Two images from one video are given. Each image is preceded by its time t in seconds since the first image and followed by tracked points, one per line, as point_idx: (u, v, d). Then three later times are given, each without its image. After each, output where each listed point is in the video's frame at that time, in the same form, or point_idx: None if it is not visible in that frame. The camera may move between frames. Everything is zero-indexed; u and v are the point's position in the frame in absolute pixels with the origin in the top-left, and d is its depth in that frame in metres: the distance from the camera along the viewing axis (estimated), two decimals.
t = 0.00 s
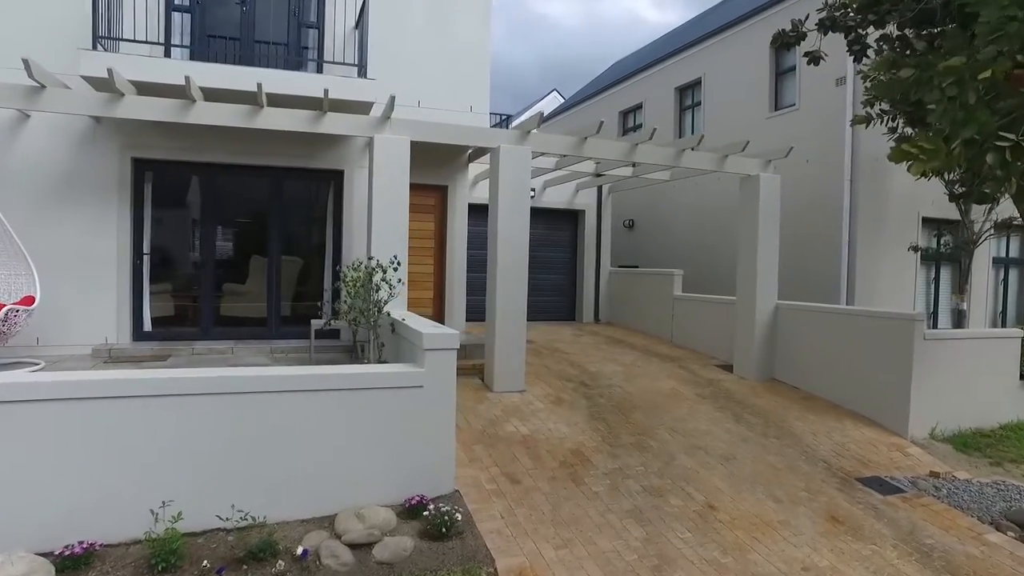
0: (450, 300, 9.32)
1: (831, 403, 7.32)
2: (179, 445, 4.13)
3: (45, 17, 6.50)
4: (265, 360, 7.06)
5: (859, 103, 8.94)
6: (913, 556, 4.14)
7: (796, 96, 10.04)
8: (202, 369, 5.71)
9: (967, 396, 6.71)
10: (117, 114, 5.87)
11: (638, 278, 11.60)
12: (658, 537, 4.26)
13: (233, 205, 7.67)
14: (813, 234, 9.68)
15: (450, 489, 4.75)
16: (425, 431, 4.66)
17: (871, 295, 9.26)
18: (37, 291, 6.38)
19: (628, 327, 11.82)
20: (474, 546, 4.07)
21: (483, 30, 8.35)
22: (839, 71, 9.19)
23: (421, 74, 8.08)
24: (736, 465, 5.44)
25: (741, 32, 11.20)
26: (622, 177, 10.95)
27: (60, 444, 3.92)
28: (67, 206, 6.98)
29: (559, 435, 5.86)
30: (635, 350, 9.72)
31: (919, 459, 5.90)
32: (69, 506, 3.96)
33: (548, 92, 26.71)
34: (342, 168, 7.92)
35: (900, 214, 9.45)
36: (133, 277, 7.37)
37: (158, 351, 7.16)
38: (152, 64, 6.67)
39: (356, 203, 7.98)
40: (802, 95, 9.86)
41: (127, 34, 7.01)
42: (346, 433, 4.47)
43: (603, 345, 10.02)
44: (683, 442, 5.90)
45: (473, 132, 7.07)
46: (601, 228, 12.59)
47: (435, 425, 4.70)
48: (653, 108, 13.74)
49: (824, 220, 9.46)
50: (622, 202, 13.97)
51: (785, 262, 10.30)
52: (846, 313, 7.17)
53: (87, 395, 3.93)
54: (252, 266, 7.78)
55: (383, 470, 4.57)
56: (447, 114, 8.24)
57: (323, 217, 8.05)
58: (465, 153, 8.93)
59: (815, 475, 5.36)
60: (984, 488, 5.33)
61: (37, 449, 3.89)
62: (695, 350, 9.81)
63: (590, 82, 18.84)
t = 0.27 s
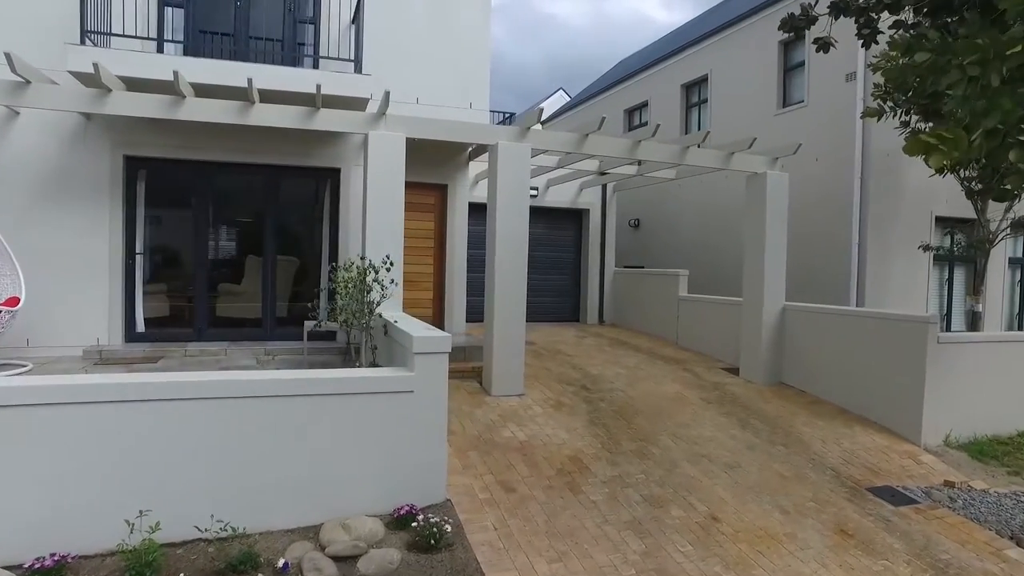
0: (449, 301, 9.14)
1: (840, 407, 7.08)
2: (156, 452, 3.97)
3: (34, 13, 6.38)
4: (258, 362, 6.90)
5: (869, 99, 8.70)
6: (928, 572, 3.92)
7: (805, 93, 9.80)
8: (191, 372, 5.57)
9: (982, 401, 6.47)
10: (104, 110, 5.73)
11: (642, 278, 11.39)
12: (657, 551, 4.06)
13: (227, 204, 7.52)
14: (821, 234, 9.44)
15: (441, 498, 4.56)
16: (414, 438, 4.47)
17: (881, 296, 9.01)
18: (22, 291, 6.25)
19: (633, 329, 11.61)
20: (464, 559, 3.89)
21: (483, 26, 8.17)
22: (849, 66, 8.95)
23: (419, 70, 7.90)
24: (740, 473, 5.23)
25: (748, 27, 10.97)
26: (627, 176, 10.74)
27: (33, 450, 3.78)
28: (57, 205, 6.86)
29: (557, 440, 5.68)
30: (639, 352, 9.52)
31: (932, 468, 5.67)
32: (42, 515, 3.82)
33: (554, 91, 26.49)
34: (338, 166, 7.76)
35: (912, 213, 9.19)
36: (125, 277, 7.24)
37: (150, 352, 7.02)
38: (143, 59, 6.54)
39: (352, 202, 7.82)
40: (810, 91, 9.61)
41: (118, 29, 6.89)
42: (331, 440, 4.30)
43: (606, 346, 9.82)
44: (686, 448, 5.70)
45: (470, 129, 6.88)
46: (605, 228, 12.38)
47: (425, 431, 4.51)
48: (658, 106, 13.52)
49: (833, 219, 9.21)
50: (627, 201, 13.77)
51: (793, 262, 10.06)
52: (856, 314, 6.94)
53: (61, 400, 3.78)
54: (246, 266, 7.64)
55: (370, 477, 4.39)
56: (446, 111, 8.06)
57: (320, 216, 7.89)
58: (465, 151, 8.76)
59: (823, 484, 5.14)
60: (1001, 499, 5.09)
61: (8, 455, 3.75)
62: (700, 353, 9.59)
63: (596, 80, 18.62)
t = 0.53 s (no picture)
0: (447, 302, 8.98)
1: (846, 411, 6.88)
2: (132, 460, 3.82)
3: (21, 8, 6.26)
4: (248, 365, 6.75)
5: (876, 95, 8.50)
6: None
7: (811, 89, 9.60)
8: (178, 376, 5.43)
9: (994, 406, 6.26)
10: (88, 107, 5.60)
11: (645, 279, 11.20)
12: (654, 564, 3.88)
13: (219, 203, 7.39)
14: (827, 233, 9.24)
15: (430, 507, 4.40)
16: (402, 444, 4.31)
17: (889, 297, 8.80)
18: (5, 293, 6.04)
19: (635, 330, 11.42)
20: (451, 572, 3.72)
21: (481, 21, 8.00)
22: (856, 61, 8.75)
23: (415, 66, 7.73)
24: (742, 481, 5.05)
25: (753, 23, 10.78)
26: (629, 174, 10.56)
27: (3, 458, 3.63)
28: (46, 204, 6.74)
29: (553, 446, 5.51)
30: (641, 354, 9.34)
31: (942, 475, 5.47)
32: (13, 525, 3.67)
33: (558, 89, 26.31)
34: (333, 164, 7.61)
35: (920, 212, 8.97)
36: (115, 278, 7.12)
37: (140, 354, 6.88)
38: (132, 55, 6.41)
39: (347, 201, 7.67)
40: (816, 88, 9.41)
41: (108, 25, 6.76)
42: (315, 448, 4.14)
43: (607, 348, 9.64)
44: (686, 454, 5.52)
45: (466, 126, 6.71)
46: (607, 227, 12.20)
47: (413, 437, 4.35)
48: (662, 104, 13.33)
49: (840, 218, 9.01)
50: (629, 200, 13.58)
51: (798, 262, 9.85)
52: (863, 316, 6.74)
53: (32, 406, 3.64)
54: (239, 266, 7.50)
55: (356, 485, 4.23)
56: (443, 108, 7.90)
57: (314, 215, 7.74)
58: (463, 149, 8.61)
59: (829, 493, 4.95)
60: (1015, 509, 4.89)
61: None
62: (703, 354, 9.40)
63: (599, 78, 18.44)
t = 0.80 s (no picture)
0: (441, 301, 8.76)
1: (852, 413, 6.64)
2: (92, 468, 3.59)
3: None
4: (232, 365, 6.52)
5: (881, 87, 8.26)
6: None
7: (814, 82, 9.35)
8: (154, 377, 5.21)
9: (1006, 407, 6.01)
10: (61, 97, 5.39)
11: (644, 277, 10.97)
12: None
13: (203, 198, 7.16)
14: (831, 229, 8.99)
15: (413, 516, 4.16)
16: (382, 449, 4.07)
17: (895, 295, 8.55)
18: None
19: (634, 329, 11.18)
20: None
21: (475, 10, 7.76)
22: (861, 52, 8.50)
23: (406, 57, 7.51)
24: (743, 487, 4.81)
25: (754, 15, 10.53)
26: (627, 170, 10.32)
27: None
28: (24, 199, 6.54)
29: (546, 450, 5.28)
30: (639, 354, 9.11)
31: (953, 481, 5.23)
32: None
33: (558, 86, 26.08)
34: (321, 158, 7.39)
35: (927, 207, 8.72)
36: (96, 275, 6.89)
37: (123, 354, 6.64)
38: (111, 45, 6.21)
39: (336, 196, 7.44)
40: (819, 80, 9.17)
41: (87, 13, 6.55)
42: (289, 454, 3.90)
43: (605, 348, 9.40)
44: (685, 458, 5.29)
45: (457, 118, 6.47)
46: (605, 224, 11.96)
47: (393, 443, 4.11)
48: (661, 99, 13.09)
49: (844, 214, 8.76)
50: (629, 198, 13.35)
51: (801, 259, 9.61)
52: (868, 314, 6.50)
53: None
54: (225, 263, 7.27)
55: (331, 493, 4.00)
56: (434, 101, 7.67)
57: (302, 211, 7.52)
58: (456, 143, 8.38)
59: (833, 499, 4.71)
60: None
61: None
62: (703, 354, 9.16)
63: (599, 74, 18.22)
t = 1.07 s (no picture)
0: (433, 302, 8.52)
1: (857, 419, 6.38)
2: (41, 482, 3.34)
3: None
4: (212, 369, 6.28)
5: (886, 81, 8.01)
6: None
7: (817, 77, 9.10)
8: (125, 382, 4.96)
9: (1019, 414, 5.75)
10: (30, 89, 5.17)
11: (643, 277, 10.72)
12: None
13: (186, 196, 6.94)
14: (835, 228, 8.73)
15: (390, 532, 3.91)
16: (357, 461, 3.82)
17: (901, 295, 8.29)
18: None
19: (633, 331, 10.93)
20: None
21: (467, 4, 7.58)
22: (866, 45, 8.25)
23: (395, 50, 7.31)
24: (743, 499, 4.56)
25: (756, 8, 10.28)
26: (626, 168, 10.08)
27: None
28: None
29: (536, 458, 5.03)
30: (638, 356, 8.86)
31: (965, 491, 4.97)
32: None
33: (558, 84, 25.83)
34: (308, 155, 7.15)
35: (935, 205, 8.46)
36: (74, 276, 6.68)
37: (99, 357, 6.41)
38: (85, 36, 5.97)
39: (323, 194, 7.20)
40: (823, 75, 8.92)
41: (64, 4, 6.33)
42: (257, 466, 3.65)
43: (603, 350, 9.15)
44: (682, 467, 5.04)
45: (447, 112, 6.22)
46: (604, 223, 11.71)
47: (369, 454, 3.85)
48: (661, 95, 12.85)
49: (848, 212, 8.51)
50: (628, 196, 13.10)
51: (804, 259, 9.35)
52: (875, 316, 6.24)
53: None
54: (208, 263, 7.04)
55: (303, 509, 3.75)
56: (426, 95, 7.45)
57: (288, 209, 7.28)
58: (449, 140, 8.14)
59: (839, 512, 4.46)
60: None
61: None
62: (704, 357, 8.91)
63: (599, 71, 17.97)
